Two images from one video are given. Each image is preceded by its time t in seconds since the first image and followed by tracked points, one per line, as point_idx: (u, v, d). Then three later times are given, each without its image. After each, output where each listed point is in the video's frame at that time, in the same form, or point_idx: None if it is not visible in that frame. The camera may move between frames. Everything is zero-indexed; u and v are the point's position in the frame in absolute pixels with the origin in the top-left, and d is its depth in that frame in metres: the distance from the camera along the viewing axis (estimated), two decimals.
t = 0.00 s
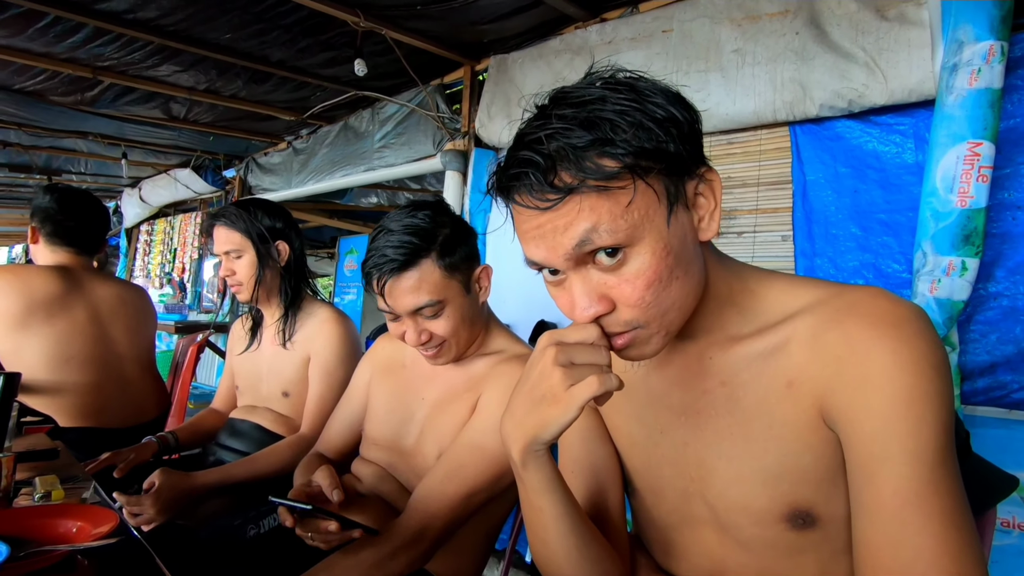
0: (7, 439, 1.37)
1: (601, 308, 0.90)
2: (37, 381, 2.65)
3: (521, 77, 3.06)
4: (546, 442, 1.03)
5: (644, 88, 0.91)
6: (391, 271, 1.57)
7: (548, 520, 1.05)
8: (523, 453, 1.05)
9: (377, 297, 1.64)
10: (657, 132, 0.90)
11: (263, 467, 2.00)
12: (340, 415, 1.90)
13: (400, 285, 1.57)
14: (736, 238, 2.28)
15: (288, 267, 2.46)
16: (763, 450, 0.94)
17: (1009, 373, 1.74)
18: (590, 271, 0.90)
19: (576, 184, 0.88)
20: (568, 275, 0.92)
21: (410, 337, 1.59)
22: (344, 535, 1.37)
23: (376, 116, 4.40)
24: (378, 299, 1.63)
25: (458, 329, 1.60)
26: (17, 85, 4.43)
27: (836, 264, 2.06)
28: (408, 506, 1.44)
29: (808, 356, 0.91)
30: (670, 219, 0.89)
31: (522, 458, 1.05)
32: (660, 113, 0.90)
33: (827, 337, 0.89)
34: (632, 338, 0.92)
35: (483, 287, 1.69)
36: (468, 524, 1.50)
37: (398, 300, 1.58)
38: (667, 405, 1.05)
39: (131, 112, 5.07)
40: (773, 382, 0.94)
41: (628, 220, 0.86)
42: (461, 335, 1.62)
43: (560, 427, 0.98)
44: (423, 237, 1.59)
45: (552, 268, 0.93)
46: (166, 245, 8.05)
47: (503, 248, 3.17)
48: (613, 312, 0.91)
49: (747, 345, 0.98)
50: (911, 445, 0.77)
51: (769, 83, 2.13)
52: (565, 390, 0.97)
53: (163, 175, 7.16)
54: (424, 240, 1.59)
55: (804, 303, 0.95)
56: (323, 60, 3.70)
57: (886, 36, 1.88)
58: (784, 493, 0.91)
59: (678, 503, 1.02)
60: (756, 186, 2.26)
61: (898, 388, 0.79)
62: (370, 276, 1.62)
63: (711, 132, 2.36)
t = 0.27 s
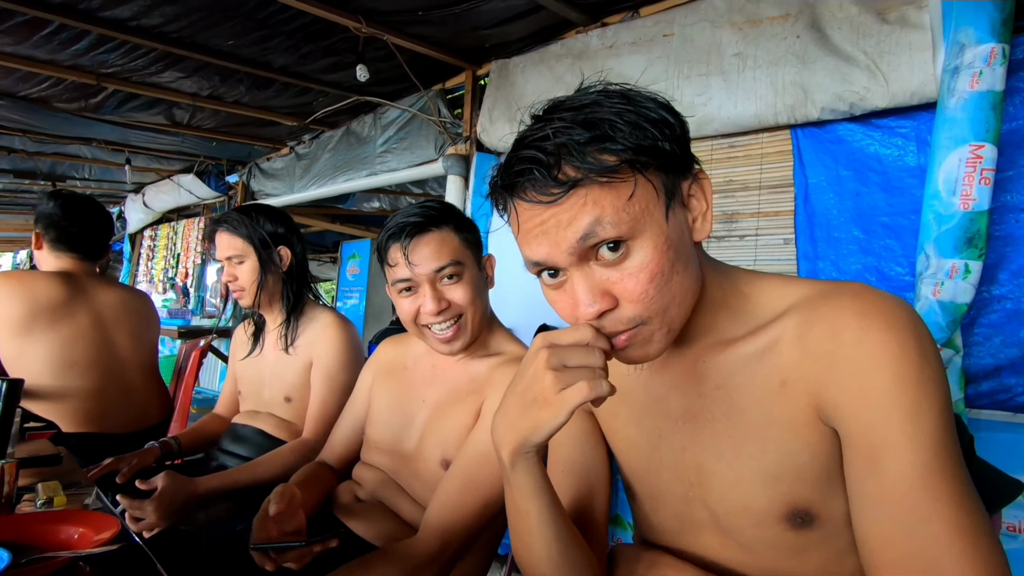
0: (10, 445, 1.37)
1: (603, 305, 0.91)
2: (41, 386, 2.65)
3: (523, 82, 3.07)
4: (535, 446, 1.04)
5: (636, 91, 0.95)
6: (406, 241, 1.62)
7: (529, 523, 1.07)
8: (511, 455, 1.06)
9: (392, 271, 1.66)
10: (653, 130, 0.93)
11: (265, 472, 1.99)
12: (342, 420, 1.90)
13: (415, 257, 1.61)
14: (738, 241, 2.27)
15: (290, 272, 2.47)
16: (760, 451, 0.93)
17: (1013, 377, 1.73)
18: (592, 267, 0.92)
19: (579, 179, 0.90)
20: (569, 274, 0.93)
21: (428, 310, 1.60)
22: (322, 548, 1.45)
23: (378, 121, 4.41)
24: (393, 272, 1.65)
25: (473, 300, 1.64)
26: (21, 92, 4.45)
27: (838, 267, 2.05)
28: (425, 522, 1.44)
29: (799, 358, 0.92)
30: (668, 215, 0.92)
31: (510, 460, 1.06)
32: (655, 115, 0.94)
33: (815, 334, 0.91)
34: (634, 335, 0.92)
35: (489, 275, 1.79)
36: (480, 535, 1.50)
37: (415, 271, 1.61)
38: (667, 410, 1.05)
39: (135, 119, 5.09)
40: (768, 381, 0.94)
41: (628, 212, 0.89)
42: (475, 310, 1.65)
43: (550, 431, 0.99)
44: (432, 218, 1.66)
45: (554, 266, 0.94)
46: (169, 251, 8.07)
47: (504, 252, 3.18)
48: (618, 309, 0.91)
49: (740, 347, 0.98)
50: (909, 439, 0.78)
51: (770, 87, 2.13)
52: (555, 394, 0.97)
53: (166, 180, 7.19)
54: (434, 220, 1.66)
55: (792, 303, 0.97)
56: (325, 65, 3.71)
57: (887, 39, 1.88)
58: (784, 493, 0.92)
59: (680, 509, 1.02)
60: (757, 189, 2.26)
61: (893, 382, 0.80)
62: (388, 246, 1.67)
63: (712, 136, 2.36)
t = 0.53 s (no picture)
0: (9, 451, 1.37)
1: (604, 289, 0.93)
2: (42, 392, 2.66)
3: (524, 86, 3.07)
4: (500, 459, 1.06)
5: (636, 98, 1.03)
6: (433, 217, 1.68)
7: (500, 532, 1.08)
8: (479, 471, 1.08)
9: (413, 240, 1.70)
10: (654, 129, 1.00)
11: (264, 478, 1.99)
12: (342, 425, 1.90)
13: (437, 233, 1.66)
14: (739, 244, 2.27)
15: (291, 276, 2.47)
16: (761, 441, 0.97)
17: (1016, 379, 1.72)
18: (594, 252, 0.94)
19: (588, 162, 0.94)
20: (571, 261, 0.96)
21: (439, 284, 1.63)
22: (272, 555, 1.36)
23: (379, 126, 4.41)
24: (415, 240, 1.69)
25: (483, 285, 1.67)
26: (24, 98, 4.47)
27: (840, 270, 2.05)
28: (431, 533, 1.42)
29: (779, 349, 0.96)
30: (664, 206, 0.97)
31: (478, 476, 1.08)
32: (653, 118, 1.02)
33: (791, 326, 0.95)
34: (632, 322, 0.95)
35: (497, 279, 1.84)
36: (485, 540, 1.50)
37: (434, 246, 1.66)
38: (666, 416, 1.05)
39: (137, 124, 5.10)
40: (752, 372, 0.99)
41: (632, 198, 0.93)
42: (483, 297, 1.68)
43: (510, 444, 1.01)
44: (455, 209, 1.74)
45: (557, 252, 0.96)
46: (171, 255, 8.08)
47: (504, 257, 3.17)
48: (620, 292, 0.93)
49: (720, 342, 1.02)
50: (892, 412, 0.79)
51: (770, 90, 2.13)
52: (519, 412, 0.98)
53: (168, 185, 7.20)
54: (458, 210, 1.73)
55: (767, 295, 1.03)
56: (326, 70, 3.72)
57: (887, 42, 1.88)
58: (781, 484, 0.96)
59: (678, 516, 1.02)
60: (759, 192, 2.26)
61: (871, 356, 0.83)
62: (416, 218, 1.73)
63: (712, 139, 2.36)
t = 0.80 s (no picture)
0: (12, 456, 1.37)
1: (591, 284, 0.93)
2: (44, 396, 2.66)
3: (524, 89, 3.07)
4: (505, 474, 1.05)
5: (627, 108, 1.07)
6: (467, 214, 1.68)
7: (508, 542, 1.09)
8: (486, 487, 1.07)
9: (442, 233, 1.70)
10: (641, 135, 1.04)
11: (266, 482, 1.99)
12: (345, 429, 1.90)
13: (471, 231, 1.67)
14: (740, 246, 2.27)
15: (292, 280, 2.47)
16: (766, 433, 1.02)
17: (1020, 380, 1.72)
18: (584, 247, 0.96)
19: (577, 162, 0.98)
20: (560, 257, 0.97)
21: (462, 280, 1.63)
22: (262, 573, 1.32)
23: (380, 129, 4.41)
24: (445, 234, 1.69)
25: (503, 290, 1.67)
26: (25, 103, 4.48)
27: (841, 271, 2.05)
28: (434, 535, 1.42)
29: (766, 342, 1.04)
30: (651, 206, 0.99)
31: (485, 492, 1.07)
32: (642, 127, 1.06)
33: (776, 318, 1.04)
34: (618, 319, 0.96)
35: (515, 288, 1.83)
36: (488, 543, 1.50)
37: (463, 243, 1.66)
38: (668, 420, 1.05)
39: (138, 128, 5.11)
40: (740, 364, 1.06)
41: (620, 196, 0.96)
42: (501, 301, 1.68)
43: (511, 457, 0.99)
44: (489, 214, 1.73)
45: (547, 247, 0.98)
46: (172, 259, 8.08)
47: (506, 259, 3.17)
48: (607, 287, 0.94)
49: (705, 339, 1.10)
50: (893, 382, 0.87)
51: (770, 91, 2.13)
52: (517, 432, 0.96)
53: (169, 189, 7.21)
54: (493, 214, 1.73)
55: (746, 292, 1.12)
56: (326, 74, 3.73)
57: (887, 43, 1.88)
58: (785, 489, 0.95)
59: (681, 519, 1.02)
60: (760, 194, 2.26)
61: (867, 332, 0.91)
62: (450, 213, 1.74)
63: (712, 141, 2.36)
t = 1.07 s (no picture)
0: (13, 457, 1.37)
1: (593, 283, 0.93)
2: (44, 398, 2.66)
3: (524, 90, 3.07)
4: (516, 481, 1.04)
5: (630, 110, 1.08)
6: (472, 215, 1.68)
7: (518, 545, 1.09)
8: (497, 492, 1.06)
9: (448, 234, 1.71)
10: (644, 137, 1.04)
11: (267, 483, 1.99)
12: (347, 430, 1.90)
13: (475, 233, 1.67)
14: (741, 246, 2.27)
15: (292, 283, 2.48)
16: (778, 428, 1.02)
17: (1019, 379, 1.72)
18: (586, 247, 0.96)
19: (580, 163, 0.98)
20: (563, 258, 0.97)
21: (465, 281, 1.64)
22: None
23: (379, 130, 4.42)
24: (450, 234, 1.70)
25: (507, 291, 1.68)
26: (26, 105, 4.48)
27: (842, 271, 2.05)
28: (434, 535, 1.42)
29: (765, 340, 1.05)
30: (653, 208, 0.99)
31: (496, 497, 1.07)
32: (645, 129, 1.06)
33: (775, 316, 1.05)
34: (620, 318, 0.97)
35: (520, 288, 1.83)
36: (489, 543, 1.50)
37: (467, 244, 1.67)
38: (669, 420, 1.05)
39: (138, 130, 5.11)
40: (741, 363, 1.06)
41: (621, 199, 0.96)
42: (505, 303, 1.68)
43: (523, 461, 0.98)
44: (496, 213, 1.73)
45: (550, 248, 0.98)
46: (172, 261, 8.09)
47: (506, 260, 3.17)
48: (609, 287, 0.94)
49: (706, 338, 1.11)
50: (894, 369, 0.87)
51: (769, 91, 2.13)
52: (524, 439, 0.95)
53: (169, 191, 7.22)
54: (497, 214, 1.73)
55: (746, 294, 1.12)
56: (326, 75, 3.73)
57: (886, 43, 1.88)
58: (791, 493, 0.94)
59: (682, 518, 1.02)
60: (759, 194, 2.26)
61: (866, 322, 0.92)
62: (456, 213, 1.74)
63: (712, 141, 2.36)
